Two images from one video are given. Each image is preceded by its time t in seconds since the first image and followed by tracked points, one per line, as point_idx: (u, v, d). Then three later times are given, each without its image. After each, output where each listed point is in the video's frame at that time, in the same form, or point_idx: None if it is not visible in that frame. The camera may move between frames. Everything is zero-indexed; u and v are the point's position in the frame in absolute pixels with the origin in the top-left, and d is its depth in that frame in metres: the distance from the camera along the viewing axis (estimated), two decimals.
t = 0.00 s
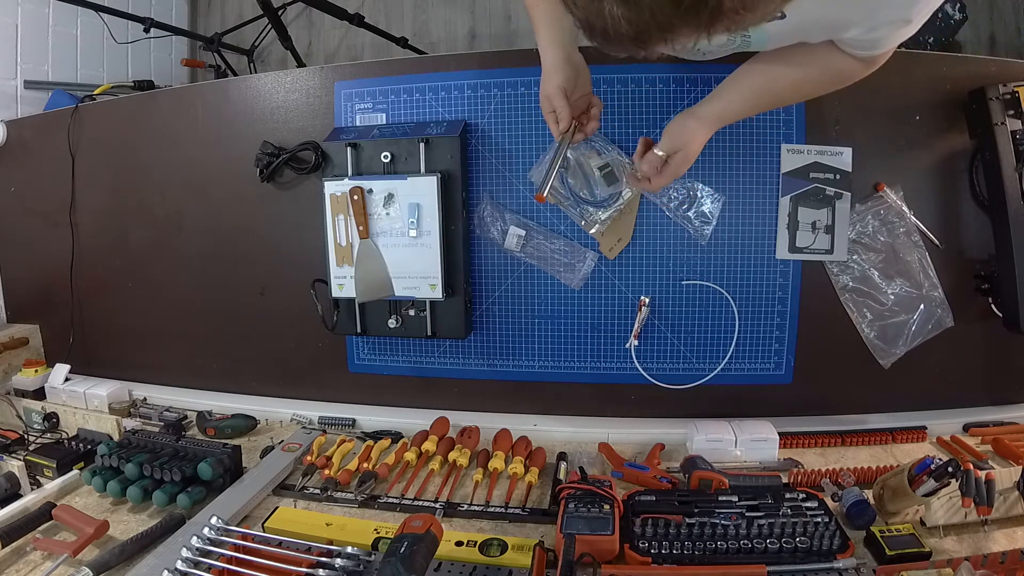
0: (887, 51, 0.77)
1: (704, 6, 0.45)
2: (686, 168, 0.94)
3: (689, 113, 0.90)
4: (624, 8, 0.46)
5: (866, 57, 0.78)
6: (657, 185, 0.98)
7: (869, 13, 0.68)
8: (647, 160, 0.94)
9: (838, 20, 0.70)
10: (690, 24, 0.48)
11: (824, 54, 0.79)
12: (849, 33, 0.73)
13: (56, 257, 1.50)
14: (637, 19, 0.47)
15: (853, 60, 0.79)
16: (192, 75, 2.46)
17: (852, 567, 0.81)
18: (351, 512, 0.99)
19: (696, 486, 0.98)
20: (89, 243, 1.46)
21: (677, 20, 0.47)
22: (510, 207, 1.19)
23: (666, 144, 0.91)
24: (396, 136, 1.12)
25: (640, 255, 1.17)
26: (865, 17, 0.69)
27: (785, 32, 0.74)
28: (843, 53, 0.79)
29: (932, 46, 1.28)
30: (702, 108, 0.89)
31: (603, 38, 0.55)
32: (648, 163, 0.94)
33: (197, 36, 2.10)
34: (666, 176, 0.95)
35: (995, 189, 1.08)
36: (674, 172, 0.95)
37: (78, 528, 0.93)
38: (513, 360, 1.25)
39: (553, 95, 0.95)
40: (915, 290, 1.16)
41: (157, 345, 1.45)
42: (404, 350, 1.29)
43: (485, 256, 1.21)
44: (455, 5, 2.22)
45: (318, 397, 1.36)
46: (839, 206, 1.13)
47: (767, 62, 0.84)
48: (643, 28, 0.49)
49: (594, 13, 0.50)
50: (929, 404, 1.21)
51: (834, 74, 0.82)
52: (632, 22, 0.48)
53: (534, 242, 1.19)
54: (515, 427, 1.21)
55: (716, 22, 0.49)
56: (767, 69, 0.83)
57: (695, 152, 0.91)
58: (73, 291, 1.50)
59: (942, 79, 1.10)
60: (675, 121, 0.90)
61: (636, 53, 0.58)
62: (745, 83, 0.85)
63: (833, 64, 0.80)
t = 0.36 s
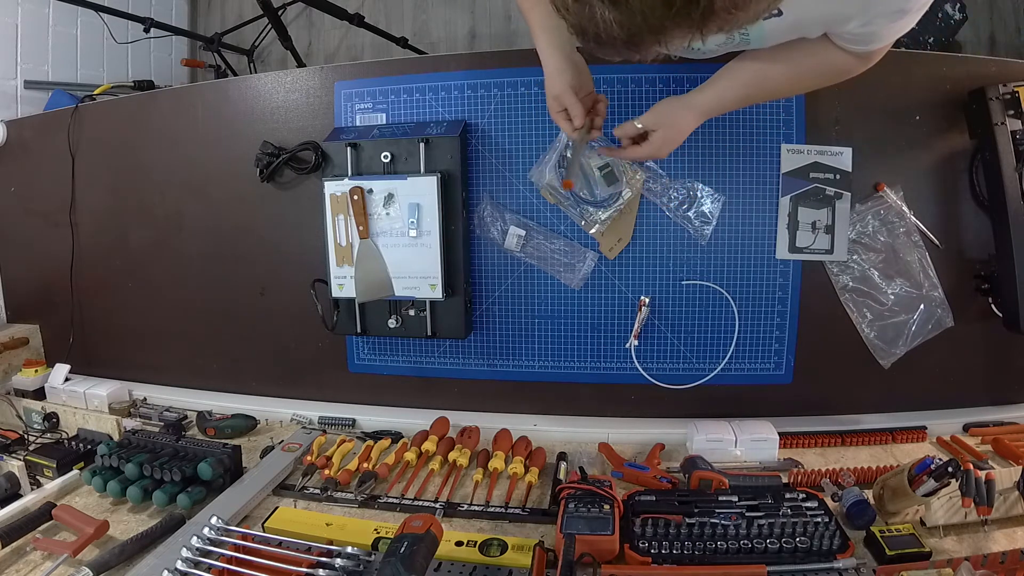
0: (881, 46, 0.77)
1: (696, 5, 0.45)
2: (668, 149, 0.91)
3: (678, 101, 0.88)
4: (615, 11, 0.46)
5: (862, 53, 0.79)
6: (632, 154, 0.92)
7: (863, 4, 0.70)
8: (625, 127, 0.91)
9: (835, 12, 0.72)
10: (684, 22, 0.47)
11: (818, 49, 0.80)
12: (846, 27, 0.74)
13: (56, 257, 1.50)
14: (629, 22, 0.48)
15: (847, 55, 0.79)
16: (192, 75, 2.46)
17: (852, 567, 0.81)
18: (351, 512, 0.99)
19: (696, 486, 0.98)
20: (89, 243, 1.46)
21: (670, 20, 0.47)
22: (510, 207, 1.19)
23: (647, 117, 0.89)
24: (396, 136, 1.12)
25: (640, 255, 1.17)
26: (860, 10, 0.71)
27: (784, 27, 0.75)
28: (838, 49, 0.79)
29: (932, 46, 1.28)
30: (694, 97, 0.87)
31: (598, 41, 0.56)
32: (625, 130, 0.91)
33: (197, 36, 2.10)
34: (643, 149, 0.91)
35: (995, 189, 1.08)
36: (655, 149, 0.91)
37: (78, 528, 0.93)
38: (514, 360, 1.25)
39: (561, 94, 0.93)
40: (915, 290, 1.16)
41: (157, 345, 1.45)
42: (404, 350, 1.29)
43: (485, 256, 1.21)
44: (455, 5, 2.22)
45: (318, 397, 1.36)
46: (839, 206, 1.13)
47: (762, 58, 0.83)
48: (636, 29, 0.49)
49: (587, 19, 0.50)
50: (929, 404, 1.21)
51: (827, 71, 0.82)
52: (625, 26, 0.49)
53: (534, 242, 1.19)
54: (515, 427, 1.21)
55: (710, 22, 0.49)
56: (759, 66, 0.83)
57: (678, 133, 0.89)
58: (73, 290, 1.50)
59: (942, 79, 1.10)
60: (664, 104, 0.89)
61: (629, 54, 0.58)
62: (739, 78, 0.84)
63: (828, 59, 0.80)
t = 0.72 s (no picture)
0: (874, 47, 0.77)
1: (705, 33, 0.47)
2: (667, 157, 0.91)
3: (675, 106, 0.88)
4: (628, 51, 0.49)
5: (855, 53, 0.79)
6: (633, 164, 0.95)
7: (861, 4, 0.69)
8: (621, 137, 0.91)
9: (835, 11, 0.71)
10: (696, 51, 0.50)
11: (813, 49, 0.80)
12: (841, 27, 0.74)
13: (56, 257, 1.50)
14: (643, 59, 0.50)
15: (840, 55, 0.80)
16: (192, 75, 2.46)
17: (852, 567, 0.81)
18: (351, 512, 0.99)
19: (696, 486, 0.98)
20: (89, 243, 1.46)
21: (684, 52, 0.49)
22: (510, 207, 1.19)
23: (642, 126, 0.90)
24: (396, 136, 1.12)
25: (640, 255, 1.17)
26: (857, 8, 0.70)
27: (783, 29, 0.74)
28: (832, 49, 0.79)
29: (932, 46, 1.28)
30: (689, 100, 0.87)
31: (618, 77, 0.58)
32: (622, 141, 0.91)
33: (197, 36, 2.10)
34: (643, 158, 0.92)
35: (995, 189, 1.08)
36: (653, 159, 0.92)
37: (78, 528, 0.93)
38: (514, 360, 1.25)
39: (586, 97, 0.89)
40: (915, 290, 1.16)
41: (157, 345, 1.45)
42: (404, 350, 1.29)
43: (485, 256, 1.21)
44: (455, 5, 2.22)
45: (318, 397, 1.36)
46: (839, 206, 1.13)
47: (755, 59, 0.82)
48: (651, 65, 0.51)
49: (603, 60, 0.53)
50: (929, 404, 1.21)
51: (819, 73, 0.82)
52: (641, 63, 0.51)
53: (534, 242, 1.19)
54: (515, 427, 1.21)
55: (721, 45, 0.51)
56: (755, 67, 0.82)
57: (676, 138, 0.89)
58: (73, 290, 1.50)
59: (941, 79, 1.10)
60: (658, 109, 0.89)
61: (645, 86, 0.60)
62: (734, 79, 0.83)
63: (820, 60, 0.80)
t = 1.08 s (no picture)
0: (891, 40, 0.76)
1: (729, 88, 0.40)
2: (739, 212, 0.90)
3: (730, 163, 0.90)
4: (650, 111, 0.43)
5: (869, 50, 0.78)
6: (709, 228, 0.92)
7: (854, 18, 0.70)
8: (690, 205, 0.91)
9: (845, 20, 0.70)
10: (721, 102, 0.43)
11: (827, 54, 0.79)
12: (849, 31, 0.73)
13: (56, 256, 1.50)
14: (667, 117, 0.44)
15: (859, 56, 0.78)
16: (192, 75, 2.46)
17: (852, 567, 0.81)
18: (351, 512, 0.99)
19: (696, 486, 0.98)
20: (89, 243, 1.46)
21: (710, 105, 0.43)
22: (510, 207, 1.19)
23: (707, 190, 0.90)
24: (396, 136, 1.12)
25: (640, 255, 1.17)
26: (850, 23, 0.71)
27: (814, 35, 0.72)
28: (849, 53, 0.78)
29: (932, 46, 1.28)
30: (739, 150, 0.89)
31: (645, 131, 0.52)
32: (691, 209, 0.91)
33: (197, 36, 2.10)
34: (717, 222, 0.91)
35: (995, 189, 1.08)
36: (726, 218, 0.90)
37: (78, 528, 0.93)
38: (514, 360, 1.25)
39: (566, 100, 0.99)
40: (915, 290, 1.16)
41: (156, 345, 1.45)
42: (404, 350, 1.29)
43: (485, 256, 1.21)
44: (455, 5, 2.22)
45: (318, 397, 1.36)
46: (839, 206, 1.13)
47: (787, 80, 0.82)
48: (677, 120, 0.45)
49: (626, 119, 0.48)
50: (929, 404, 1.21)
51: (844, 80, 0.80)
52: (666, 120, 0.45)
53: (534, 242, 1.19)
54: (515, 428, 1.21)
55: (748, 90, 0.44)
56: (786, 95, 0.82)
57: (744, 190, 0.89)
58: (73, 291, 1.50)
59: (941, 79, 1.10)
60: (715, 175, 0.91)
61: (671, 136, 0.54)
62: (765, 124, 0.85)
63: (841, 64, 0.79)
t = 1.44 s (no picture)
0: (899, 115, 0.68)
1: (765, 119, 0.45)
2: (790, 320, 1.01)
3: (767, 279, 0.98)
4: (686, 138, 0.48)
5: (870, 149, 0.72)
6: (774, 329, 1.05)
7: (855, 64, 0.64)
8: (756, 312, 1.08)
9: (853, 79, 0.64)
10: (752, 132, 0.48)
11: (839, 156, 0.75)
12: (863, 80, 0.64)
13: (56, 257, 1.50)
14: (700, 144, 0.49)
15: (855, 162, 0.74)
16: (192, 75, 2.46)
17: (852, 567, 0.81)
18: (351, 512, 0.99)
19: (696, 486, 0.98)
20: (89, 243, 1.46)
21: (741, 133, 0.48)
22: (510, 207, 1.19)
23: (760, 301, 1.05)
24: (396, 136, 1.12)
25: (640, 255, 1.17)
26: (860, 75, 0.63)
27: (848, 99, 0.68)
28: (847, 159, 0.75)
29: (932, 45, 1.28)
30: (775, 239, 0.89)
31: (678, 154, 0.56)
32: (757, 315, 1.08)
33: (197, 36, 2.10)
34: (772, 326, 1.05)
35: (995, 189, 1.08)
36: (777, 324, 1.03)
37: (78, 528, 0.93)
38: (513, 360, 1.25)
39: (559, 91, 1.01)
40: (915, 290, 1.16)
41: (156, 345, 1.45)
42: (404, 350, 1.29)
43: (485, 257, 1.21)
44: (455, 5, 2.22)
45: (318, 397, 1.36)
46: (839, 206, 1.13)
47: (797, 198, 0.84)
48: (708, 147, 0.50)
49: (659, 143, 0.51)
50: (929, 404, 1.21)
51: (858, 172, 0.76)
52: (699, 147, 0.49)
53: (534, 242, 1.19)
54: (515, 428, 1.21)
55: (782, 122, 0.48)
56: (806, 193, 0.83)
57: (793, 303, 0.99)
58: (73, 291, 1.50)
59: (941, 79, 1.10)
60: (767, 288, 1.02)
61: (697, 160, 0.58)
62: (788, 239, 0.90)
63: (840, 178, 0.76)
